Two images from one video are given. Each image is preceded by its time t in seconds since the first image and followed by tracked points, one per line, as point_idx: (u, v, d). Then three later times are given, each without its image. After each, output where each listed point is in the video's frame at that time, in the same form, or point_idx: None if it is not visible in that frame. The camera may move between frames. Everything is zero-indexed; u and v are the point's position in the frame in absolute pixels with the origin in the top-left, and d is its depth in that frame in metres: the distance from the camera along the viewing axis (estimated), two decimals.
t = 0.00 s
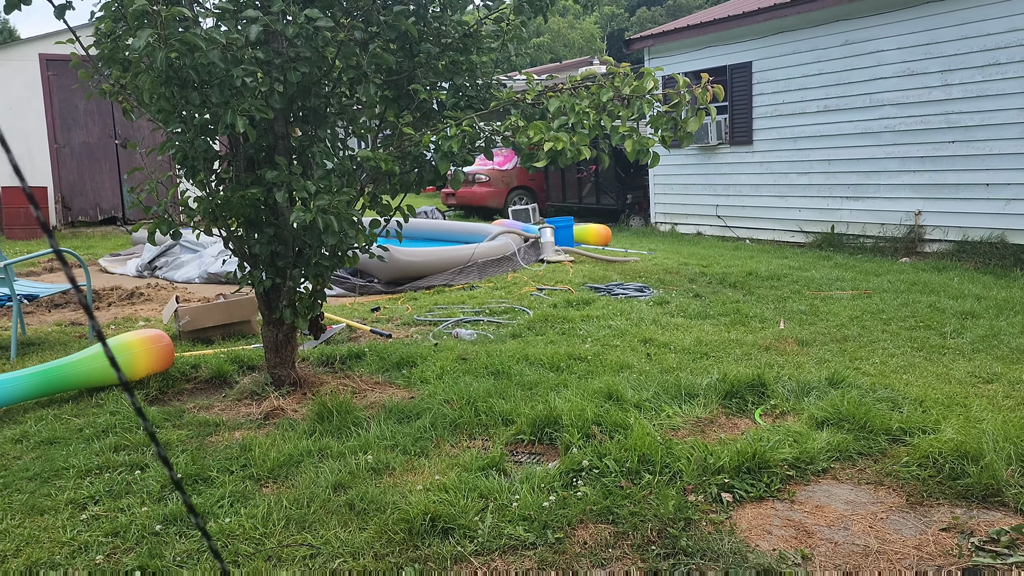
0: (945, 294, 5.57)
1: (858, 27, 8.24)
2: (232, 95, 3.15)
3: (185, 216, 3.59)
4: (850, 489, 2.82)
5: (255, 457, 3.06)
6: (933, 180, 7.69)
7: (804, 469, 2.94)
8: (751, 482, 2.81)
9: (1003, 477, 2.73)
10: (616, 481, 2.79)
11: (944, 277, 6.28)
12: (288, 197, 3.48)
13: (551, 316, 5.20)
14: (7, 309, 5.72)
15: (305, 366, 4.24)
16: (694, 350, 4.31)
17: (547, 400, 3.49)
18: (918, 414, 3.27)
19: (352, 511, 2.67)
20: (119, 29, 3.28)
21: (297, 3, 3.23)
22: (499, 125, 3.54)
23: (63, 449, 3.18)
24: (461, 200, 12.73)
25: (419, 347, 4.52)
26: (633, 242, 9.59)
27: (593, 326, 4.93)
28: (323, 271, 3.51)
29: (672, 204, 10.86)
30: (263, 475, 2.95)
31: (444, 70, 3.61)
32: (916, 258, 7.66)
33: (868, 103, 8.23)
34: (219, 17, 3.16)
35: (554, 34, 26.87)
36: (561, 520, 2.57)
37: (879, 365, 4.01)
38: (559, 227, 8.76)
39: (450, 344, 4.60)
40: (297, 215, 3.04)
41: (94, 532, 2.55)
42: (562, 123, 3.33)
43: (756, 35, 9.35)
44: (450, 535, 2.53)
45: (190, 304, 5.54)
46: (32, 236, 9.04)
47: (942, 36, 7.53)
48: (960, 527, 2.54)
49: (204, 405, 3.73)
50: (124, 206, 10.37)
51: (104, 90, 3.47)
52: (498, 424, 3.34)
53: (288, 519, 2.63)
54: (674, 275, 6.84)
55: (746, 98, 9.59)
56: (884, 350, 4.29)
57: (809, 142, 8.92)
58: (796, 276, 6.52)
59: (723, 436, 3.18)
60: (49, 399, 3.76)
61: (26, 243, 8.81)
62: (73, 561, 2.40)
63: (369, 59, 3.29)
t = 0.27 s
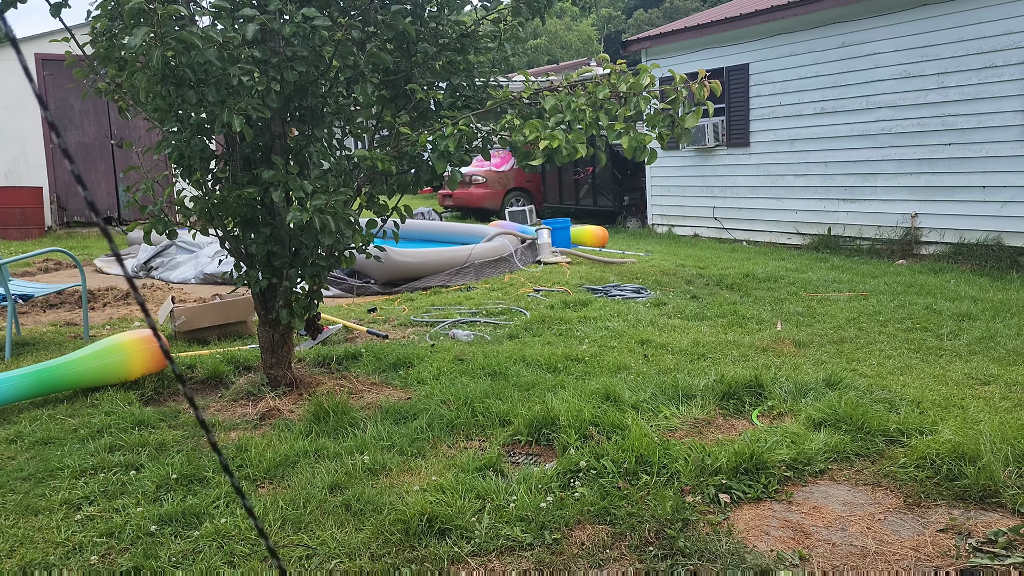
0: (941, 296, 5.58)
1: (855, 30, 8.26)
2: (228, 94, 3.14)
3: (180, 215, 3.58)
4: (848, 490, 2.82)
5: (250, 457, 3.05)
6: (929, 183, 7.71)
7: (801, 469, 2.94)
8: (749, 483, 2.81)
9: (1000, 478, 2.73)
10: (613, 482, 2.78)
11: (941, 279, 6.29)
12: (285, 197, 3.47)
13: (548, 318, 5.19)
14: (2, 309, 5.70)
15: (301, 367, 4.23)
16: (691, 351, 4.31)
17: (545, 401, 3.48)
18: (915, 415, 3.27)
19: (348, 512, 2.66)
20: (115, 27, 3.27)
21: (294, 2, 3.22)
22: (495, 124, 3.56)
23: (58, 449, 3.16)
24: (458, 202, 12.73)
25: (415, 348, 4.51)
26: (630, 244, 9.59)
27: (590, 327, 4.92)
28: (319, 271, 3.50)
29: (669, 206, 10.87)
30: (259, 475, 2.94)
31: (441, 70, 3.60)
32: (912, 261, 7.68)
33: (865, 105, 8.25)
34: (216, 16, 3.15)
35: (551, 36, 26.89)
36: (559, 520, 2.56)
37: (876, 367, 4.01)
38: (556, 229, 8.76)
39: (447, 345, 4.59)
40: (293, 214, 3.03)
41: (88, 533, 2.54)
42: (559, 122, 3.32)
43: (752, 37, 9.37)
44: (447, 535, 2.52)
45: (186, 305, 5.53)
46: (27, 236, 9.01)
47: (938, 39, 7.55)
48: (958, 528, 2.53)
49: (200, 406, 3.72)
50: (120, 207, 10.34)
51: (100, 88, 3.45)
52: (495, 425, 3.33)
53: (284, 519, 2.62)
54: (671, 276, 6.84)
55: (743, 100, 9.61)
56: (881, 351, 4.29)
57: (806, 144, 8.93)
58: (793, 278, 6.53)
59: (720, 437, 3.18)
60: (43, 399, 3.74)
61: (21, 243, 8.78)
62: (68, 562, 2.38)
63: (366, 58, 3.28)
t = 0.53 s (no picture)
0: (940, 300, 5.59)
1: (855, 34, 8.28)
2: (230, 95, 3.15)
3: (181, 215, 3.58)
4: (846, 493, 2.82)
5: (249, 458, 3.05)
6: (929, 187, 7.72)
7: (800, 473, 2.94)
8: (747, 486, 2.81)
9: (998, 482, 2.73)
10: (611, 484, 2.79)
11: (940, 283, 6.29)
12: (285, 198, 3.47)
13: (547, 320, 5.20)
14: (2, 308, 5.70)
15: (300, 368, 4.23)
16: (690, 353, 4.32)
17: (544, 402, 3.49)
18: (913, 419, 3.28)
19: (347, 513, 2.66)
20: (117, 28, 3.28)
21: (295, 4, 3.23)
22: (495, 126, 3.57)
23: (57, 449, 3.16)
24: (458, 203, 12.74)
25: (414, 349, 4.51)
26: (630, 246, 9.60)
27: (589, 329, 4.93)
28: (319, 272, 3.51)
29: (669, 209, 10.88)
30: (258, 476, 2.94)
31: (442, 72, 3.60)
32: (911, 265, 7.69)
33: (865, 109, 8.26)
34: (218, 17, 3.16)
35: (551, 39, 26.94)
36: (557, 522, 2.57)
37: (875, 370, 4.02)
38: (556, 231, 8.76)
39: (447, 346, 4.59)
40: (293, 215, 3.03)
41: (88, 532, 2.54)
42: (558, 124, 3.33)
43: (753, 41, 9.38)
44: (446, 536, 2.52)
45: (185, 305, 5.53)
46: (27, 236, 9.01)
47: (939, 43, 7.56)
48: (956, 532, 2.54)
49: (199, 406, 3.72)
50: (120, 206, 10.34)
51: (102, 88, 3.46)
52: (494, 427, 3.34)
53: (282, 519, 2.62)
54: (670, 279, 6.85)
55: (743, 103, 9.62)
56: (880, 355, 4.30)
57: (806, 148, 8.94)
58: (792, 281, 6.54)
59: (719, 440, 3.18)
60: (43, 398, 3.74)
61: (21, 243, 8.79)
62: (67, 561, 2.39)
63: (367, 60, 3.29)
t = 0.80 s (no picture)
0: (944, 305, 5.58)
1: (858, 37, 8.27)
2: (234, 97, 3.15)
3: (184, 216, 3.58)
4: (849, 498, 2.81)
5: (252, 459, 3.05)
6: (932, 191, 7.71)
7: (803, 477, 2.93)
8: (750, 490, 2.80)
9: (1002, 488, 2.72)
10: (614, 488, 2.78)
11: (943, 287, 6.29)
12: (289, 200, 3.46)
13: (550, 322, 5.19)
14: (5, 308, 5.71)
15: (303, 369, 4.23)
16: (693, 357, 4.31)
17: (546, 405, 3.48)
18: (917, 424, 3.27)
19: (349, 515, 2.66)
20: (121, 29, 3.28)
21: (299, 5, 3.23)
22: (499, 129, 3.57)
23: (60, 449, 3.16)
24: (461, 205, 12.75)
25: (417, 351, 4.51)
26: (632, 249, 9.60)
27: (592, 332, 4.93)
28: (322, 273, 3.51)
29: (671, 211, 10.88)
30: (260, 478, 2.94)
31: (445, 74, 3.59)
32: (914, 269, 7.68)
33: (868, 113, 8.25)
34: (222, 18, 3.15)
35: (554, 41, 26.96)
36: (560, 526, 2.56)
37: (878, 375, 4.01)
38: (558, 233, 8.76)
39: (449, 348, 4.58)
40: (297, 217, 3.03)
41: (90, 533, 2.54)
42: (562, 127, 3.32)
43: (756, 44, 9.38)
44: (448, 540, 2.52)
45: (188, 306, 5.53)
46: (31, 236, 9.02)
47: (943, 47, 7.55)
48: (959, 538, 2.53)
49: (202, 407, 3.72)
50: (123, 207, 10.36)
51: (106, 89, 3.46)
52: (496, 430, 3.33)
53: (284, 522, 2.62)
54: (673, 282, 6.84)
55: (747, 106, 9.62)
56: (883, 359, 4.29)
57: (809, 151, 8.94)
58: (795, 284, 6.53)
59: (721, 444, 3.18)
60: (46, 399, 3.75)
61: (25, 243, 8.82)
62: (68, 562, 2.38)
63: (371, 62, 3.29)
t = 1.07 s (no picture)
0: (946, 307, 5.57)
1: (861, 39, 8.26)
2: (237, 95, 3.14)
3: (187, 215, 3.57)
4: (853, 500, 2.81)
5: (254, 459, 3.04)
6: (934, 193, 7.71)
7: (807, 479, 2.93)
8: (754, 492, 2.80)
9: (1007, 491, 2.71)
10: (618, 489, 2.77)
11: (945, 290, 6.28)
12: (292, 199, 3.46)
13: (552, 322, 5.18)
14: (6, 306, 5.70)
15: (305, 369, 4.22)
16: (695, 358, 4.30)
17: (549, 406, 3.47)
18: (920, 426, 3.26)
19: (352, 515, 2.65)
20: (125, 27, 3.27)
21: (303, 4, 3.22)
22: (503, 129, 3.56)
23: (61, 448, 3.15)
24: (462, 205, 12.76)
25: (419, 351, 4.50)
26: (634, 250, 9.59)
27: (594, 333, 4.92)
28: (325, 273, 3.50)
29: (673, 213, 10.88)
30: (262, 477, 2.93)
31: (449, 74, 3.57)
32: (916, 271, 7.68)
33: (870, 115, 8.25)
34: (226, 17, 3.15)
35: (556, 41, 26.95)
36: (563, 527, 2.55)
37: (882, 377, 4.00)
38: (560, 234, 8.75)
39: (451, 348, 4.58)
40: (300, 216, 3.02)
41: (92, 531, 2.53)
42: (567, 128, 3.32)
43: (759, 45, 9.38)
44: (451, 540, 2.51)
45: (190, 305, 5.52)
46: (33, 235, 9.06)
47: (946, 49, 7.54)
48: (964, 540, 2.53)
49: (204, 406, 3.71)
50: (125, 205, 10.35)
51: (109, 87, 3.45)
52: (499, 430, 3.32)
53: (287, 521, 2.61)
54: (674, 283, 6.84)
55: (749, 108, 9.62)
56: (886, 361, 4.28)
57: (811, 153, 8.94)
58: (797, 286, 6.53)
59: (725, 445, 3.17)
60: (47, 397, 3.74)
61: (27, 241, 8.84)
62: (71, 561, 2.38)
63: (375, 61, 3.28)
